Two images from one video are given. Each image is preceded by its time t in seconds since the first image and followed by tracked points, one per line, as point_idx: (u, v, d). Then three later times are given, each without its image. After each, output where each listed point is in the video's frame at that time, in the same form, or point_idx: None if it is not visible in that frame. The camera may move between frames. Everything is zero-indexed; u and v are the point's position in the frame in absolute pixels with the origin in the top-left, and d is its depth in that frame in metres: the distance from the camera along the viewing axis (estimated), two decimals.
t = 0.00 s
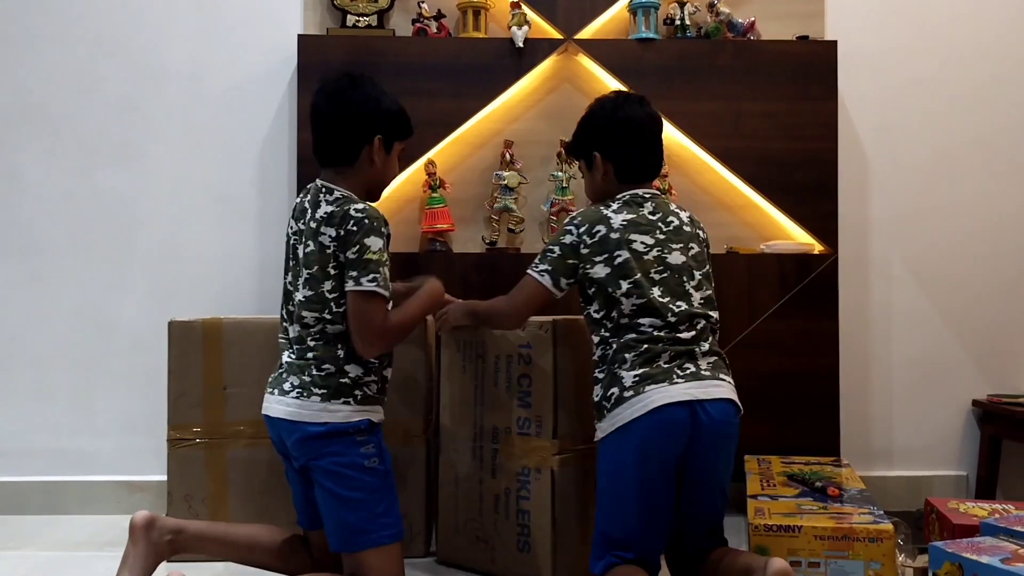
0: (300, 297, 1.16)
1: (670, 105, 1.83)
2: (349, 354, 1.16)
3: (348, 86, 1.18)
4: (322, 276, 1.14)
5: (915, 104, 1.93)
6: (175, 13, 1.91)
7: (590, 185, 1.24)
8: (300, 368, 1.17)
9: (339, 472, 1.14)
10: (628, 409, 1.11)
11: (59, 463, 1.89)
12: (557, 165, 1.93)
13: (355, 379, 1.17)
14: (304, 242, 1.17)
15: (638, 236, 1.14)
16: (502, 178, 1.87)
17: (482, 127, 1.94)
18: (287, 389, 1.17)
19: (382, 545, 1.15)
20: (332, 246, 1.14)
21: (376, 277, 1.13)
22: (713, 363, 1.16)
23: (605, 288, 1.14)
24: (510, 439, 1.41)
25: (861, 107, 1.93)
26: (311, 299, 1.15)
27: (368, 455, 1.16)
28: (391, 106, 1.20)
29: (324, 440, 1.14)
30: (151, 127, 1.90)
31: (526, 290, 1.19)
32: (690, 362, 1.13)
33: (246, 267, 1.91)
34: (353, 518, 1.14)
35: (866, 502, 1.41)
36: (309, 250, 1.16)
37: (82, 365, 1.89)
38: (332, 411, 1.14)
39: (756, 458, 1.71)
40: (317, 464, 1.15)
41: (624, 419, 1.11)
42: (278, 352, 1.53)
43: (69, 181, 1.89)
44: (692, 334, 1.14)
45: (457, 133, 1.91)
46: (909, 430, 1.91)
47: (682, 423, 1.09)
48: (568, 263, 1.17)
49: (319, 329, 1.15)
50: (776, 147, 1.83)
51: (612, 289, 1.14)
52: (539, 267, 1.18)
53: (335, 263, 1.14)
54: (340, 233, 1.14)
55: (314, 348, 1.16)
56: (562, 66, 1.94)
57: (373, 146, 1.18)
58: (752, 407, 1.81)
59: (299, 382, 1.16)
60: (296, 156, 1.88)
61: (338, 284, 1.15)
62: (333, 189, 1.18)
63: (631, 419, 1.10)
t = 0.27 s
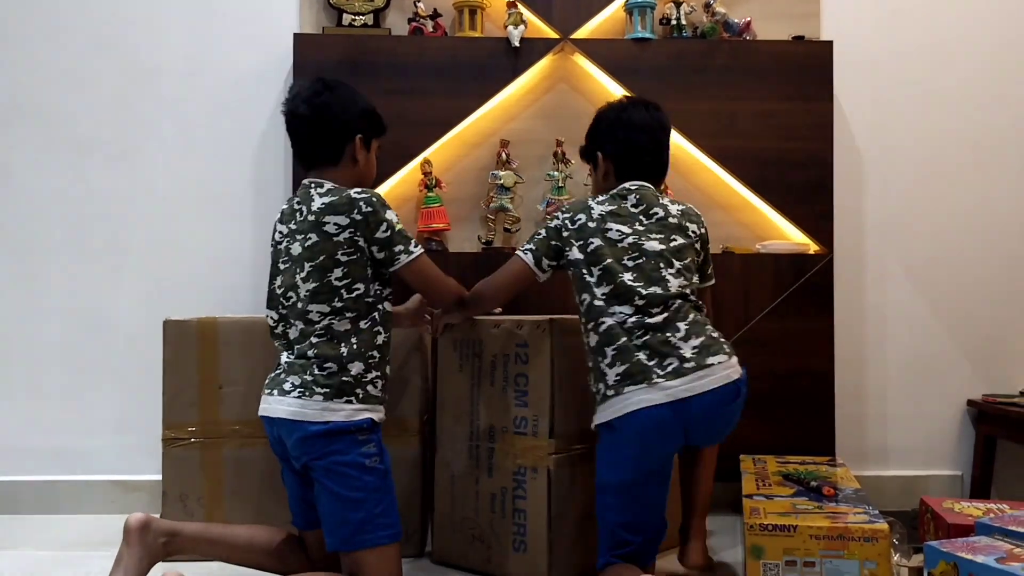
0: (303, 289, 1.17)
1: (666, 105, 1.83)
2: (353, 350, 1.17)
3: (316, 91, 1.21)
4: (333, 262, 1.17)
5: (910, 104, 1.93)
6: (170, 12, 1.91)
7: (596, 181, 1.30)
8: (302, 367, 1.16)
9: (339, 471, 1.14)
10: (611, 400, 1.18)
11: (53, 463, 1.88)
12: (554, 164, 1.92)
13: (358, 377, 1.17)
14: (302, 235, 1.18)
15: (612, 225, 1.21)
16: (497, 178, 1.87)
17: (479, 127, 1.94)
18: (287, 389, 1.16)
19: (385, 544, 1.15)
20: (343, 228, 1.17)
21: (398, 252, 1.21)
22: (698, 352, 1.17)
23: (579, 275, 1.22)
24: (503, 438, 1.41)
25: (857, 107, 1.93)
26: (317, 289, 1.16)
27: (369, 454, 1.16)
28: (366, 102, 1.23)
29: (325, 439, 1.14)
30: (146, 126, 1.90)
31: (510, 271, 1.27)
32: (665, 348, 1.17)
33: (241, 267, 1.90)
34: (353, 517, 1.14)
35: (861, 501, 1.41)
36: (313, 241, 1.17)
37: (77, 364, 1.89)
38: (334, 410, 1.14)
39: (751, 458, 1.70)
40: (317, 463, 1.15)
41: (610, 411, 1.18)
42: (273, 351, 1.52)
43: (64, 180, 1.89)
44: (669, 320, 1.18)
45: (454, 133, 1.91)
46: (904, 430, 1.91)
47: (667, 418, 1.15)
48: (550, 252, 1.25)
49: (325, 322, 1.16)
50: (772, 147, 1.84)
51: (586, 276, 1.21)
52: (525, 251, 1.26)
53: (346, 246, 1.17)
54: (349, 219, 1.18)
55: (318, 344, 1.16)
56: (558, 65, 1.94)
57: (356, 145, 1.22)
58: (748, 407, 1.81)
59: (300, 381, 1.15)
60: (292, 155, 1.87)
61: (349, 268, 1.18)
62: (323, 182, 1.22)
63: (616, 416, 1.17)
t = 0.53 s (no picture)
0: (310, 288, 1.18)
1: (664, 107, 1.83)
2: (362, 348, 1.18)
3: (315, 96, 1.22)
4: (338, 259, 1.18)
5: (907, 106, 1.93)
6: (167, 13, 1.91)
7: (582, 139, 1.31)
8: (312, 367, 1.17)
9: (346, 470, 1.15)
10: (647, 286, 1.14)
11: (50, 465, 1.88)
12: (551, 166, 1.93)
13: (369, 375, 1.18)
14: (305, 234, 1.19)
15: (632, 147, 1.20)
16: (495, 179, 1.87)
17: (477, 128, 1.94)
18: (297, 389, 1.17)
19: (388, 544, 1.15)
20: (346, 225, 1.18)
21: (390, 251, 1.19)
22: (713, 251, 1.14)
23: (597, 199, 1.21)
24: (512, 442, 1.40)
25: (853, 110, 1.93)
26: (325, 287, 1.18)
27: (376, 454, 1.17)
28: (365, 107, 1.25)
29: (334, 439, 1.15)
30: (143, 127, 1.90)
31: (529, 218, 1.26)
32: (682, 246, 1.13)
33: (239, 268, 1.90)
34: (359, 517, 1.14)
35: (858, 503, 1.41)
36: (317, 240, 1.18)
37: (73, 366, 1.89)
38: (345, 409, 1.15)
39: (748, 460, 1.70)
40: (324, 462, 1.15)
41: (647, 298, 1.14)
42: (270, 352, 1.52)
43: (61, 182, 1.89)
44: (688, 224, 1.15)
45: (451, 134, 1.91)
46: (901, 432, 1.91)
47: (711, 301, 1.11)
48: (566, 187, 1.24)
49: (335, 320, 1.17)
50: (769, 149, 1.84)
51: (603, 198, 1.20)
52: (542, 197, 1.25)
53: (351, 242, 1.18)
54: (352, 216, 1.18)
55: (329, 343, 1.17)
56: (556, 67, 1.94)
57: (356, 148, 1.22)
58: (745, 408, 1.82)
59: (312, 381, 1.16)
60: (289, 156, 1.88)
61: (354, 264, 1.19)
62: (323, 182, 1.22)
63: (652, 299, 1.12)
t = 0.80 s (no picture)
0: (314, 289, 1.18)
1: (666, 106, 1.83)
2: (373, 347, 1.18)
3: (311, 91, 1.22)
4: (338, 259, 1.17)
5: (910, 106, 1.93)
6: (169, 13, 1.91)
7: (552, 88, 1.21)
8: (324, 367, 1.17)
9: (357, 468, 1.15)
10: (644, 229, 1.03)
11: (54, 465, 1.88)
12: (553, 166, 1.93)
13: (381, 373, 1.18)
14: (306, 238, 1.20)
15: (611, 86, 1.10)
16: (498, 179, 1.88)
17: (479, 128, 1.93)
18: (310, 388, 1.17)
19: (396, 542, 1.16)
20: (343, 226, 1.17)
21: (375, 247, 1.16)
22: (702, 174, 1.01)
23: (591, 154, 1.10)
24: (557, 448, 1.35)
25: (856, 109, 1.93)
26: (327, 288, 1.17)
27: (387, 453, 1.17)
28: (360, 105, 1.24)
29: (347, 437, 1.15)
30: (145, 128, 1.90)
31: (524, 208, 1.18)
32: (673, 179, 1.02)
33: (241, 268, 1.91)
34: (369, 515, 1.14)
35: (861, 503, 1.41)
36: (318, 242, 1.18)
37: (77, 366, 1.89)
38: (359, 408, 1.16)
39: (751, 460, 1.70)
40: (336, 460, 1.15)
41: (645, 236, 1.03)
42: (273, 353, 1.53)
43: (64, 182, 1.89)
44: (679, 153, 1.03)
45: (453, 134, 1.91)
46: (904, 431, 1.91)
47: (746, 223, 1.00)
48: (554, 156, 1.13)
49: (342, 321, 1.17)
50: (772, 148, 1.83)
51: (598, 151, 1.09)
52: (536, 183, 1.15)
53: (349, 243, 1.18)
54: (345, 216, 1.17)
55: (338, 343, 1.17)
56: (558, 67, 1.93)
57: (347, 147, 1.22)
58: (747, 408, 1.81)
59: (325, 380, 1.16)
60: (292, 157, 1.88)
61: (354, 264, 1.18)
62: (321, 183, 1.22)
63: (671, 223, 1.00)
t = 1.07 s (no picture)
0: (309, 287, 1.19)
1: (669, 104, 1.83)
2: (364, 347, 1.17)
3: (339, 88, 1.22)
4: (329, 257, 1.17)
5: (914, 103, 1.93)
6: (172, 11, 1.91)
7: (571, 78, 1.21)
8: (318, 366, 1.16)
9: (353, 467, 1.13)
10: (683, 204, 1.02)
11: (58, 463, 1.89)
12: (556, 164, 1.93)
13: (374, 373, 1.17)
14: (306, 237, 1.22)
15: (638, 62, 1.11)
16: (500, 177, 1.87)
17: (482, 126, 1.93)
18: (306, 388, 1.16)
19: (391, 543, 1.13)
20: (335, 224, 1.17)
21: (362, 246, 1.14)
22: (736, 141, 1.00)
23: (625, 129, 1.08)
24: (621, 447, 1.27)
25: (860, 106, 1.93)
26: (320, 286, 1.18)
27: (383, 452, 1.15)
28: (385, 109, 1.23)
29: (343, 437, 1.14)
30: (149, 126, 1.90)
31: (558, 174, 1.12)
32: (706, 149, 1.01)
33: (245, 266, 1.91)
34: (366, 515, 1.13)
35: (865, 501, 1.41)
36: (313, 240, 1.19)
37: (81, 364, 1.89)
38: (352, 408, 1.14)
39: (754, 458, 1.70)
40: (332, 458, 1.14)
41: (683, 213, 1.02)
42: (278, 352, 1.53)
43: (68, 180, 1.89)
44: (710, 121, 1.03)
45: (457, 131, 1.91)
46: (908, 429, 1.91)
47: (783, 185, 0.98)
48: (594, 135, 1.09)
49: (331, 320, 1.16)
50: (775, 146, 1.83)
51: (632, 126, 1.08)
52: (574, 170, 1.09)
53: (340, 241, 1.17)
54: (337, 214, 1.18)
55: (329, 342, 1.16)
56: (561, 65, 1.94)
57: (362, 148, 1.21)
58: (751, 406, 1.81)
59: (318, 380, 1.15)
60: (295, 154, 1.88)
61: (344, 263, 1.17)
62: (326, 181, 1.23)
63: (709, 194, 0.98)
